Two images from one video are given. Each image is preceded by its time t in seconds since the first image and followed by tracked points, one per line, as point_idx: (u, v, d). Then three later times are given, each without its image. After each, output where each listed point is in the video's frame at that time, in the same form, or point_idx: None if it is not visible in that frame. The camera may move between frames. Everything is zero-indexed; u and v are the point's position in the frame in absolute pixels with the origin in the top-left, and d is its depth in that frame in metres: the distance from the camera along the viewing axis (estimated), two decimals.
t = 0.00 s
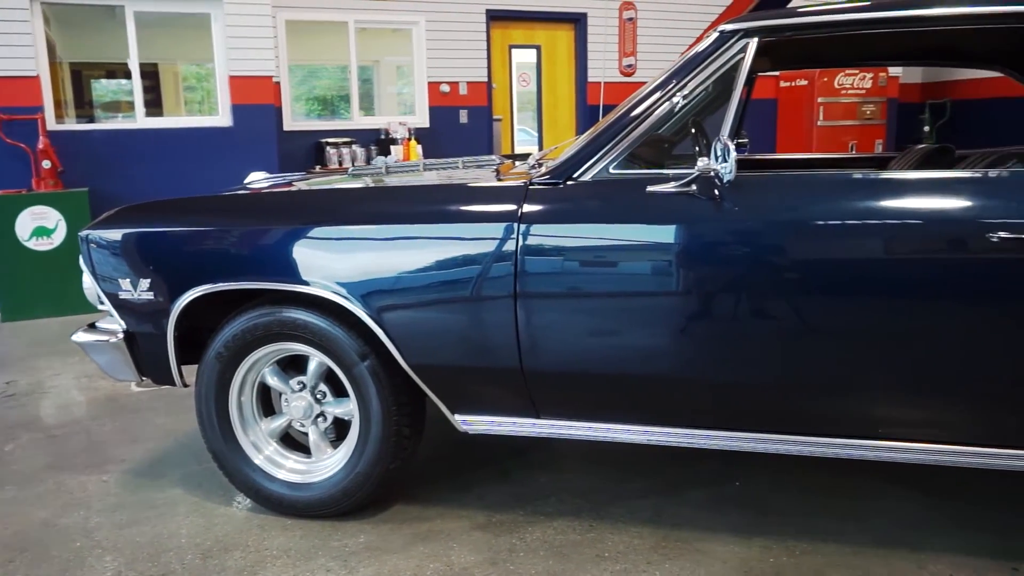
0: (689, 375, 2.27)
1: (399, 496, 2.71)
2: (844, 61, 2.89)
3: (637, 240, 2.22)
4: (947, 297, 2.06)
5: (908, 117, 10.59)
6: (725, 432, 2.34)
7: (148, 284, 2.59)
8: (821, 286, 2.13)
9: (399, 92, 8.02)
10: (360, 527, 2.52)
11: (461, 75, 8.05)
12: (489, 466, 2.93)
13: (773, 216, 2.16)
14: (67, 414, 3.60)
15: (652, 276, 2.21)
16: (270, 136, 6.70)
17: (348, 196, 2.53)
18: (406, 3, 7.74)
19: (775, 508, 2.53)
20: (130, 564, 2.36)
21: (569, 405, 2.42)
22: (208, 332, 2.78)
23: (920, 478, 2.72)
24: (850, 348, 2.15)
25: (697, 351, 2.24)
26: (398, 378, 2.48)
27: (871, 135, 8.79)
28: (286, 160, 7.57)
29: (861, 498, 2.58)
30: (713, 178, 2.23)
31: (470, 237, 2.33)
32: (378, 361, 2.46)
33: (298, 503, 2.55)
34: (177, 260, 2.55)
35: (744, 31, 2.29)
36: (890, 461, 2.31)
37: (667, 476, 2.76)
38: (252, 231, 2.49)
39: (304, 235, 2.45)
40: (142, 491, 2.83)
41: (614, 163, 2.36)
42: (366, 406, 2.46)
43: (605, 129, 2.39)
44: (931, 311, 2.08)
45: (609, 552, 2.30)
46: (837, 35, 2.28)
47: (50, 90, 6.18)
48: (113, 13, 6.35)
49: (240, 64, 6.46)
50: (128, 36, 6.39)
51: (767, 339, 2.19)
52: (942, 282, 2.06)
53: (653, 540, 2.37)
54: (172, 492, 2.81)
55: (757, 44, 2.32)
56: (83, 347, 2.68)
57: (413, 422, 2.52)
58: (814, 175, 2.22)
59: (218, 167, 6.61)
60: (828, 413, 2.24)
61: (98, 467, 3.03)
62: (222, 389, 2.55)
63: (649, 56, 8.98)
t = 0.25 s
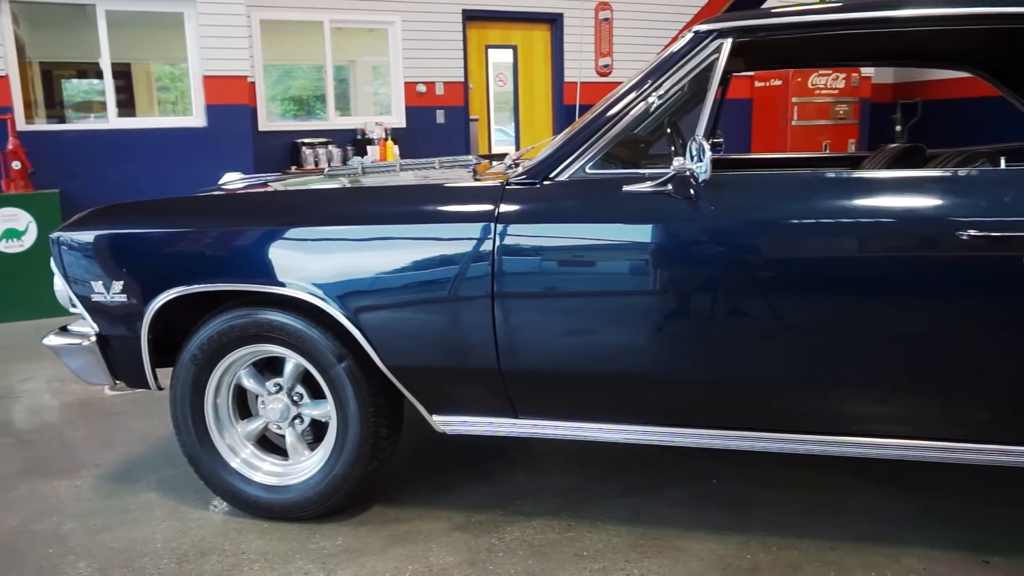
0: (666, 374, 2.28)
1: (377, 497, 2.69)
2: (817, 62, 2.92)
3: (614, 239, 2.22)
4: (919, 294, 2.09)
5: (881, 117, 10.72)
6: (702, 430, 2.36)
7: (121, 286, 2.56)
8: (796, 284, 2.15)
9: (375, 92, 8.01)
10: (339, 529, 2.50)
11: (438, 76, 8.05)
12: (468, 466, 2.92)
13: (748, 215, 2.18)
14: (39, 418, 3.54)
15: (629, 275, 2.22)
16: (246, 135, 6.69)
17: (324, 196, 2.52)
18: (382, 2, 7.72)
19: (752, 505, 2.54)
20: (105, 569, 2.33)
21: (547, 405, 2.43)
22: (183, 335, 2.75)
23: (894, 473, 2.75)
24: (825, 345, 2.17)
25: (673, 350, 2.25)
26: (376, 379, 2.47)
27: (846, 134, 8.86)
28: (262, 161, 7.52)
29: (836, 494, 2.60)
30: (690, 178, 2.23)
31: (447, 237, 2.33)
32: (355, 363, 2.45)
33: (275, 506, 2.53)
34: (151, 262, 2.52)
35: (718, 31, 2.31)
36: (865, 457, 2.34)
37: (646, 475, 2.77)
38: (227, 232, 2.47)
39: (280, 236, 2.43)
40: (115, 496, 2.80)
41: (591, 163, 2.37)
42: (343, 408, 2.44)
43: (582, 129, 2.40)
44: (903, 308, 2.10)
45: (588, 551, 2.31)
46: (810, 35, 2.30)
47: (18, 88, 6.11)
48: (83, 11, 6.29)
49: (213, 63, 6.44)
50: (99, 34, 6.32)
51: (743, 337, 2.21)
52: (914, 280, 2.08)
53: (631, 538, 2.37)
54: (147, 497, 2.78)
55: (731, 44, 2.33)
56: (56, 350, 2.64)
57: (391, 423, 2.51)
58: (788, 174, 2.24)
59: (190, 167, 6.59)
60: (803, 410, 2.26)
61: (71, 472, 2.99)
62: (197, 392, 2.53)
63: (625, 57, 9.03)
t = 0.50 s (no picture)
0: (643, 372, 2.29)
1: (355, 499, 2.68)
2: (790, 62, 2.95)
3: (591, 239, 2.23)
4: (891, 292, 2.11)
5: (853, 117, 10.84)
6: (679, 428, 2.37)
7: (93, 289, 2.53)
8: (771, 283, 2.16)
9: (352, 91, 7.98)
10: (316, 531, 2.49)
11: (414, 76, 8.04)
12: (447, 467, 2.92)
13: (723, 214, 2.19)
14: (10, 423, 3.49)
15: (606, 274, 2.23)
16: (220, 136, 6.64)
17: (299, 197, 2.50)
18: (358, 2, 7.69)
19: (729, 502, 2.56)
20: None
21: (524, 405, 2.43)
22: (157, 338, 2.72)
23: (868, 468, 2.78)
24: (800, 343, 2.19)
25: (650, 348, 2.26)
26: (353, 381, 2.46)
27: (817, 134, 8.98)
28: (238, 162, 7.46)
29: (812, 490, 2.63)
30: (665, 177, 2.25)
31: (423, 238, 2.32)
32: (332, 364, 2.43)
33: (252, 509, 2.51)
34: (124, 264, 2.49)
35: (693, 32, 2.32)
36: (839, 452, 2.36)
37: (624, 473, 2.78)
38: (201, 234, 2.45)
39: (255, 237, 2.41)
40: (89, 501, 2.76)
41: (567, 163, 2.37)
42: (320, 409, 2.43)
43: (558, 128, 2.40)
44: (876, 305, 2.13)
45: (566, 550, 2.31)
46: (783, 36, 2.32)
47: None
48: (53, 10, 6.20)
49: (188, 64, 6.42)
50: (69, 33, 6.24)
51: (718, 335, 2.22)
52: (886, 278, 2.11)
53: (609, 536, 2.38)
54: (122, 502, 2.75)
55: (705, 44, 2.34)
56: (27, 354, 2.61)
57: (369, 425, 2.50)
58: (762, 173, 2.26)
59: (164, 170, 6.53)
60: (778, 407, 2.27)
61: (44, 477, 2.95)
62: (172, 395, 2.50)
63: (602, 57, 9.06)
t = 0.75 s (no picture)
0: (619, 371, 2.29)
1: (332, 501, 2.67)
2: (763, 62, 2.97)
3: (567, 238, 2.24)
4: (863, 289, 2.13)
5: (825, 117, 10.95)
6: (655, 427, 2.38)
7: (62, 292, 2.49)
8: (745, 281, 2.18)
9: (326, 91, 7.94)
10: (292, 534, 2.47)
11: (388, 76, 8.02)
12: (424, 468, 2.91)
13: (697, 214, 2.21)
14: None
15: (581, 274, 2.23)
16: (189, 138, 6.97)
17: (273, 198, 2.49)
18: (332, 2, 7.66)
19: (706, 499, 2.58)
20: None
21: (500, 405, 2.43)
22: (129, 341, 2.69)
23: (843, 465, 2.81)
24: (774, 341, 2.21)
25: (627, 347, 2.27)
26: (329, 382, 2.45)
27: (789, 134, 9.08)
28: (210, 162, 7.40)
29: (787, 486, 2.65)
30: (639, 177, 2.27)
31: (399, 238, 2.31)
32: (307, 366, 2.42)
33: (227, 513, 2.49)
34: (94, 266, 2.46)
35: (666, 32, 2.33)
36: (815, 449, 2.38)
37: (601, 472, 2.79)
38: (174, 235, 2.43)
39: (229, 238, 2.39)
40: (60, 508, 2.72)
41: (542, 163, 2.38)
42: (295, 412, 2.41)
43: (532, 128, 2.40)
44: (848, 303, 2.15)
45: (544, 549, 2.31)
46: (755, 36, 2.34)
47: None
48: (20, 8, 6.41)
49: (156, 63, 6.71)
50: (37, 31, 6.46)
51: (694, 334, 2.23)
52: (859, 275, 2.13)
53: (586, 535, 2.39)
54: (94, 507, 2.71)
55: (678, 45, 2.36)
56: None
57: (344, 426, 2.49)
58: (735, 172, 2.28)
59: (134, 169, 6.89)
60: (754, 405, 2.29)
61: (13, 484, 2.90)
62: (144, 399, 2.47)
63: (577, 57, 9.11)
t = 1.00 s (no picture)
0: (595, 370, 2.30)
1: (308, 504, 2.65)
2: (736, 62, 2.99)
3: (542, 238, 2.24)
4: (835, 287, 2.16)
5: (798, 116, 11.07)
6: (631, 425, 2.39)
7: (31, 295, 2.45)
8: (719, 280, 2.20)
9: (300, 92, 7.92)
10: (268, 538, 2.45)
11: (363, 76, 7.99)
12: (400, 469, 2.90)
13: (671, 213, 2.22)
14: None
15: (556, 273, 2.24)
16: (161, 138, 6.95)
17: (246, 199, 2.47)
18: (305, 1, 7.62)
19: (683, 497, 2.59)
20: None
21: (476, 405, 2.43)
22: (100, 344, 2.65)
23: (817, 460, 2.84)
24: (747, 339, 2.22)
25: (602, 346, 2.27)
26: (304, 384, 2.43)
27: (762, 133, 9.13)
28: (182, 163, 7.33)
29: (762, 483, 2.67)
30: (613, 176, 2.29)
31: (373, 239, 2.31)
32: (281, 368, 2.40)
33: (201, 518, 2.47)
34: (63, 269, 2.42)
35: (639, 32, 2.34)
36: (789, 445, 2.40)
37: (579, 471, 2.80)
38: (146, 237, 2.40)
39: (201, 240, 2.37)
40: (30, 514, 2.68)
41: (516, 162, 2.38)
42: (270, 414, 2.40)
43: (507, 128, 2.40)
44: (820, 300, 2.17)
45: (520, 548, 2.32)
46: (727, 37, 2.36)
47: None
48: None
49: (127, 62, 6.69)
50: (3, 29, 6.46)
51: (668, 332, 2.24)
52: (831, 273, 2.15)
53: (563, 534, 2.40)
54: (65, 513, 2.67)
55: (651, 45, 2.37)
56: None
57: (320, 428, 2.47)
58: (709, 172, 2.29)
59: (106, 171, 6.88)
60: (728, 402, 2.31)
61: None
62: (116, 403, 2.44)
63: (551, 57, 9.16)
